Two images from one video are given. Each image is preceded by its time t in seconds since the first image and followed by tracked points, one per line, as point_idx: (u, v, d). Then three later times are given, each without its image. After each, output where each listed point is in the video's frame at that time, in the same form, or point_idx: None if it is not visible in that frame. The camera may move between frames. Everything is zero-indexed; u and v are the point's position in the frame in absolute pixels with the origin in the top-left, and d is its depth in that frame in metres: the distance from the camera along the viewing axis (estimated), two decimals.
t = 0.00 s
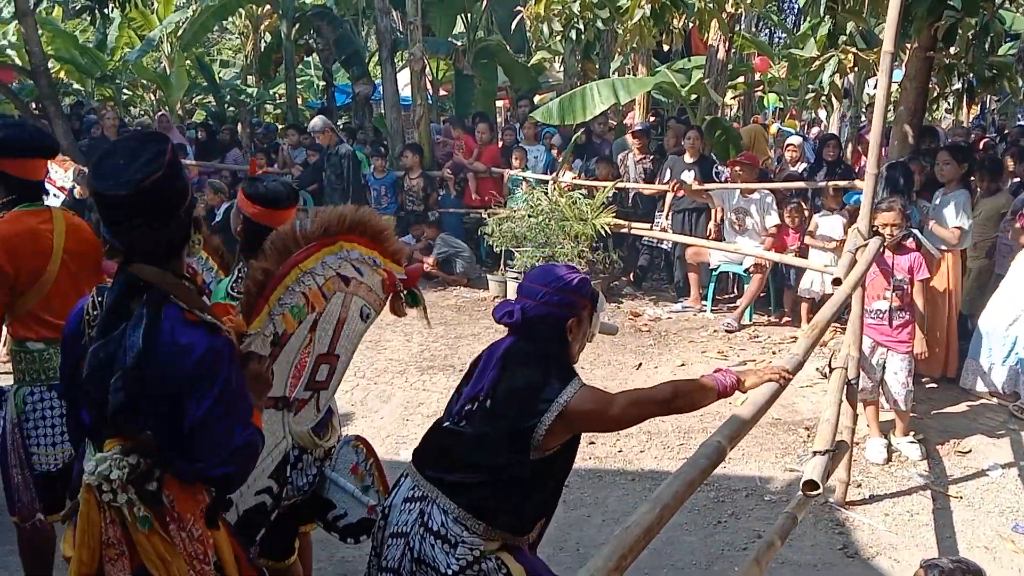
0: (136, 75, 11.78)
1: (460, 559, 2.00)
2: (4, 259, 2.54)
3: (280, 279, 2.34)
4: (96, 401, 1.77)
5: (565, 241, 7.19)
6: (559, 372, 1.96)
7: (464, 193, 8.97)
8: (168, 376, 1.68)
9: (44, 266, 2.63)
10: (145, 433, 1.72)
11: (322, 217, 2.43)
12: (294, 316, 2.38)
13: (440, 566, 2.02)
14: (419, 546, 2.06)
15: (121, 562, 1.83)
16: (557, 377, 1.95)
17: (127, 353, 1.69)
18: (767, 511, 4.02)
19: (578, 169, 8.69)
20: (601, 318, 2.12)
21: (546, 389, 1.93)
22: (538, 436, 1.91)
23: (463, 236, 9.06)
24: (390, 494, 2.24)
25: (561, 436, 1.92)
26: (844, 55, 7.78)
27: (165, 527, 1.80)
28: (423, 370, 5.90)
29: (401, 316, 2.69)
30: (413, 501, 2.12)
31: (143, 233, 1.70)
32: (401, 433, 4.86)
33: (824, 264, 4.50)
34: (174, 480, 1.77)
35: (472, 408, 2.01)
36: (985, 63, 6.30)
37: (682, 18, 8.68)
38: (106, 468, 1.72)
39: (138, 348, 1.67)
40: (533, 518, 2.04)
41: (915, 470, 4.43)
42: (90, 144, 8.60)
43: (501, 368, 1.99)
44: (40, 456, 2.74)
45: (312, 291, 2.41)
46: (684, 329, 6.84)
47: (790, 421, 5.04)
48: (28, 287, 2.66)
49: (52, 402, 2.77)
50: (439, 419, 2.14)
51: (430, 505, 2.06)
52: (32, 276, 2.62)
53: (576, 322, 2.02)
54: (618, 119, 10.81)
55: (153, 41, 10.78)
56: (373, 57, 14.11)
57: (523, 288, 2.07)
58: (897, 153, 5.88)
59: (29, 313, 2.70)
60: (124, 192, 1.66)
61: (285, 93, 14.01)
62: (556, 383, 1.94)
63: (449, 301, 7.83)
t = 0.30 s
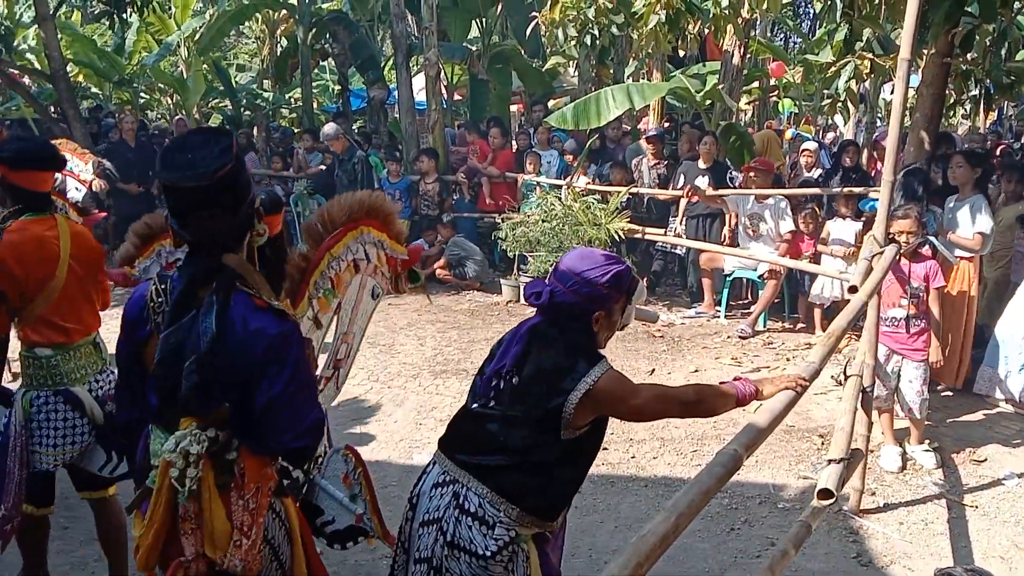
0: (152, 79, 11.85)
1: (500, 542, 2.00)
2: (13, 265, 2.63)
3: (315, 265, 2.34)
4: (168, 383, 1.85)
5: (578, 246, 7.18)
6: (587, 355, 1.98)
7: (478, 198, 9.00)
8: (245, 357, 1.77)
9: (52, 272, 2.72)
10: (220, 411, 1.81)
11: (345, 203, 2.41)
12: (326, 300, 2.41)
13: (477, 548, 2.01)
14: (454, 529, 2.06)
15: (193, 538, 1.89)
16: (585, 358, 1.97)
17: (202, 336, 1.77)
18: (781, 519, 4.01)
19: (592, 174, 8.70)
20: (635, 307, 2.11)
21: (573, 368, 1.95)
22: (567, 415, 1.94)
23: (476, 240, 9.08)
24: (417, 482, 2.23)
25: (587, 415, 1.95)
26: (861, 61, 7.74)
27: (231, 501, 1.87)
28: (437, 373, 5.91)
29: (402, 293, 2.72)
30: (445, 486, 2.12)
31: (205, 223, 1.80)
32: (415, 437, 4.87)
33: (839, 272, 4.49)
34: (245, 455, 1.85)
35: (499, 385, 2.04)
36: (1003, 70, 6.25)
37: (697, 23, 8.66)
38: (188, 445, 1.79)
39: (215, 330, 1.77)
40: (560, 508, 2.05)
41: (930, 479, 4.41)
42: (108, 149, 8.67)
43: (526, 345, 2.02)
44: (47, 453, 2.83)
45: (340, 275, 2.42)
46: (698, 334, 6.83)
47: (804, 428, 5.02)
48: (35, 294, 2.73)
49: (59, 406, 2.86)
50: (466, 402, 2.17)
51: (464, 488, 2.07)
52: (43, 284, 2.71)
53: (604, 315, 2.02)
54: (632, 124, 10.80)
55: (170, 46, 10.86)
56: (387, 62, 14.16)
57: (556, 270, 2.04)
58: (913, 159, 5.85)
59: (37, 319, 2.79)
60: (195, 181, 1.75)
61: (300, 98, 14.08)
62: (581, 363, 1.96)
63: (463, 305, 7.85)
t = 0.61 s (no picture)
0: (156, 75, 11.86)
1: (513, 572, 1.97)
2: None
3: (326, 270, 2.36)
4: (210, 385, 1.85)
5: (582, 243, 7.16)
6: (589, 382, 1.98)
7: (481, 195, 8.99)
8: (291, 357, 1.83)
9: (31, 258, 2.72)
10: (261, 411, 1.87)
11: (348, 209, 2.43)
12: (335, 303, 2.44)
13: None
14: (466, 563, 2.02)
15: (233, 535, 1.92)
16: (588, 386, 1.96)
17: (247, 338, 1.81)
18: (786, 516, 4.00)
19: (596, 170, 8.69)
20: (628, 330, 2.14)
21: (578, 398, 1.94)
22: (573, 446, 1.92)
23: (480, 236, 9.08)
24: (423, 512, 2.18)
25: (593, 445, 1.94)
26: (865, 56, 7.72)
27: (275, 496, 1.95)
28: (440, 370, 5.91)
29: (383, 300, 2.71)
30: (453, 519, 2.08)
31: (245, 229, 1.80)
32: (418, 433, 4.87)
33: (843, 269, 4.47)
34: (285, 446, 1.94)
35: (502, 417, 2.01)
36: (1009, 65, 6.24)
37: (702, 19, 8.65)
38: (233, 444, 1.85)
39: (262, 331, 1.81)
40: (568, 530, 2.03)
41: (934, 476, 4.40)
42: (111, 144, 8.68)
43: (531, 375, 2.00)
44: (28, 435, 2.83)
45: (347, 279, 2.45)
46: (702, 331, 6.82)
47: (808, 425, 5.02)
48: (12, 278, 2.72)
49: (35, 387, 2.85)
50: (468, 434, 2.13)
51: (473, 521, 2.03)
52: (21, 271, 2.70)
53: (603, 337, 2.04)
54: (636, 120, 10.79)
55: (174, 42, 10.86)
56: (391, 58, 14.16)
57: (552, 298, 2.07)
58: (918, 156, 5.84)
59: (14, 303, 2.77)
60: (245, 191, 1.77)
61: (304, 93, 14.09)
62: (586, 393, 1.95)
63: (466, 301, 7.85)
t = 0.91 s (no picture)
0: (151, 78, 11.86)
1: (544, 541, 2.01)
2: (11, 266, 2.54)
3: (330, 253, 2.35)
4: (239, 360, 1.97)
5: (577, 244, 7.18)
6: (596, 344, 1.97)
7: (476, 197, 9.01)
8: (315, 331, 1.99)
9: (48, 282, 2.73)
10: (292, 380, 1.99)
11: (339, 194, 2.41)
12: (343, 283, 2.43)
13: (522, 552, 2.01)
14: (495, 536, 2.04)
15: (274, 498, 2.01)
16: (594, 349, 1.96)
17: (276, 314, 1.95)
18: (781, 515, 4.03)
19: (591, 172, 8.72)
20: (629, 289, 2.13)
21: (583, 361, 1.95)
22: (586, 411, 1.94)
23: (475, 238, 9.10)
24: (443, 492, 2.20)
25: (603, 411, 1.95)
26: (858, 59, 7.75)
27: (305, 456, 2.06)
28: (436, 372, 5.93)
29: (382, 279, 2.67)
30: (477, 494, 2.10)
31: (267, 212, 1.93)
32: (414, 435, 4.89)
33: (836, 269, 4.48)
34: (312, 414, 2.07)
35: (515, 383, 2.05)
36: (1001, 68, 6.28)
37: (696, 22, 8.67)
38: (269, 411, 1.97)
39: (289, 308, 1.96)
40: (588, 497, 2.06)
41: (927, 475, 4.43)
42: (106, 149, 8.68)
43: (538, 340, 2.02)
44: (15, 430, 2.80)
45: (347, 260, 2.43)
46: (696, 332, 6.84)
47: (802, 425, 5.04)
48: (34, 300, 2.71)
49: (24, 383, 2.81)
50: (481, 411, 2.16)
51: (500, 494, 2.05)
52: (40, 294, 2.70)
53: (605, 291, 2.02)
54: (630, 122, 10.82)
55: (169, 45, 10.86)
56: (386, 61, 14.17)
57: (551, 264, 2.07)
58: (911, 158, 5.87)
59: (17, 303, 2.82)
60: (269, 175, 1.90)
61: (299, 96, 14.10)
62: (591, 354, 1.96)
63: (461, 303, 7.87)
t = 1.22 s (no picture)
0: (141, 75, 11.80)
1: (537, 554, 2.00)
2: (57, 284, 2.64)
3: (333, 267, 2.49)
4: (250, 356, 2.01)
5: (570, 242, 7.16)
6: (592, 368, 1.97)
7: (469, 194, 8.99)
8: (324, 326, 2.05)
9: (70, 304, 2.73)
10: (299, 374, 2.06)
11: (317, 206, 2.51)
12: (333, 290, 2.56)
13: (516, 566, 2.00)
14: (488, 550, 2.03)
15: (279, 489, 2.07)
16: (590, 372, 1.96)
17: (288, 309, 2.01)
18: (775, 513, 4.02)
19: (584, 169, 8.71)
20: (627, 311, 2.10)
21: (579, 384, 1.95)
22: (579, 433, 1.94)
23: (468, 236, 9.07)
24: (439, 505, 2.18)
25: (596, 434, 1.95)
26: (851, 55, 7.75)
27: (310, 448, 2.15)
28: (429, 370, 5.90)
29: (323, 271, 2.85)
30: (472, 509, 2.08)
31: (278, 216, 2.00)
32: (407, 434, 4.86)
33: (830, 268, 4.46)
34: (316, 407, 2.15)
35: (508, 402, 2.03)
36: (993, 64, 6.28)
37: (688, 19, 8.67)
38: (276, 404, 2.04)
39: (300, 302, 2.02)
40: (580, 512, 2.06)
41: (921, 472, 4.43)
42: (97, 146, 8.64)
43: (534, 359, 2.01)
44: None
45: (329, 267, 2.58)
46: (690, 330, 6.83)
47: (796, 423, 5.03)
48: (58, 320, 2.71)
49: None
50: (472, 430, 2.15)
51: (493, 510, 2.05)
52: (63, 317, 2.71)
53: (602, 319, 2.02)
54: (623, 119, 10.81)
55: (159, 42, 10.79)
56: (378, 58, 14.12)
57: (552, 284, 2.03)
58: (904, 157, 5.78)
59: None
60: (284, 180, 1.97)
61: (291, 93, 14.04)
62: (587, 378, 1.95)
63: (454, 301, 7.84)
